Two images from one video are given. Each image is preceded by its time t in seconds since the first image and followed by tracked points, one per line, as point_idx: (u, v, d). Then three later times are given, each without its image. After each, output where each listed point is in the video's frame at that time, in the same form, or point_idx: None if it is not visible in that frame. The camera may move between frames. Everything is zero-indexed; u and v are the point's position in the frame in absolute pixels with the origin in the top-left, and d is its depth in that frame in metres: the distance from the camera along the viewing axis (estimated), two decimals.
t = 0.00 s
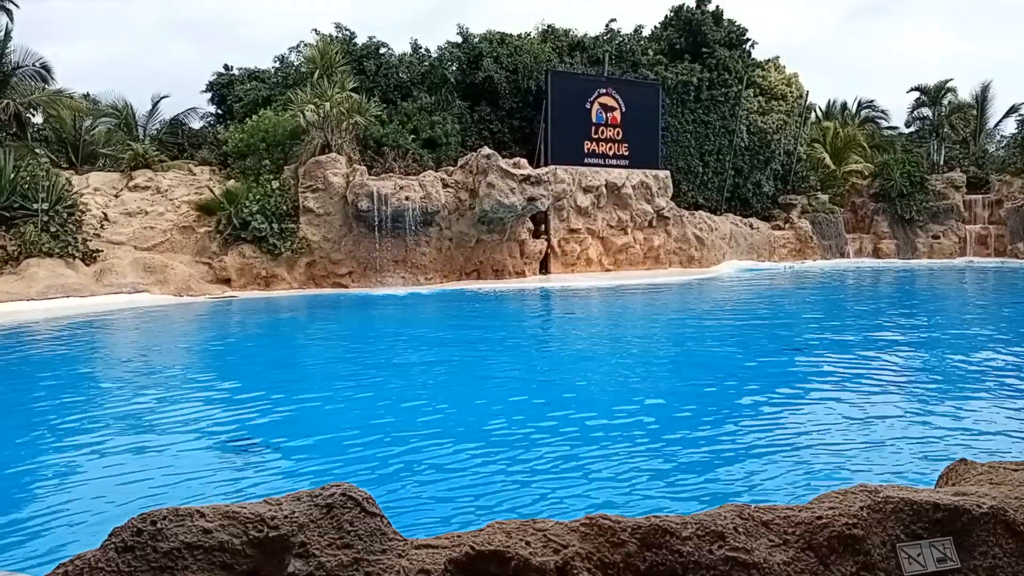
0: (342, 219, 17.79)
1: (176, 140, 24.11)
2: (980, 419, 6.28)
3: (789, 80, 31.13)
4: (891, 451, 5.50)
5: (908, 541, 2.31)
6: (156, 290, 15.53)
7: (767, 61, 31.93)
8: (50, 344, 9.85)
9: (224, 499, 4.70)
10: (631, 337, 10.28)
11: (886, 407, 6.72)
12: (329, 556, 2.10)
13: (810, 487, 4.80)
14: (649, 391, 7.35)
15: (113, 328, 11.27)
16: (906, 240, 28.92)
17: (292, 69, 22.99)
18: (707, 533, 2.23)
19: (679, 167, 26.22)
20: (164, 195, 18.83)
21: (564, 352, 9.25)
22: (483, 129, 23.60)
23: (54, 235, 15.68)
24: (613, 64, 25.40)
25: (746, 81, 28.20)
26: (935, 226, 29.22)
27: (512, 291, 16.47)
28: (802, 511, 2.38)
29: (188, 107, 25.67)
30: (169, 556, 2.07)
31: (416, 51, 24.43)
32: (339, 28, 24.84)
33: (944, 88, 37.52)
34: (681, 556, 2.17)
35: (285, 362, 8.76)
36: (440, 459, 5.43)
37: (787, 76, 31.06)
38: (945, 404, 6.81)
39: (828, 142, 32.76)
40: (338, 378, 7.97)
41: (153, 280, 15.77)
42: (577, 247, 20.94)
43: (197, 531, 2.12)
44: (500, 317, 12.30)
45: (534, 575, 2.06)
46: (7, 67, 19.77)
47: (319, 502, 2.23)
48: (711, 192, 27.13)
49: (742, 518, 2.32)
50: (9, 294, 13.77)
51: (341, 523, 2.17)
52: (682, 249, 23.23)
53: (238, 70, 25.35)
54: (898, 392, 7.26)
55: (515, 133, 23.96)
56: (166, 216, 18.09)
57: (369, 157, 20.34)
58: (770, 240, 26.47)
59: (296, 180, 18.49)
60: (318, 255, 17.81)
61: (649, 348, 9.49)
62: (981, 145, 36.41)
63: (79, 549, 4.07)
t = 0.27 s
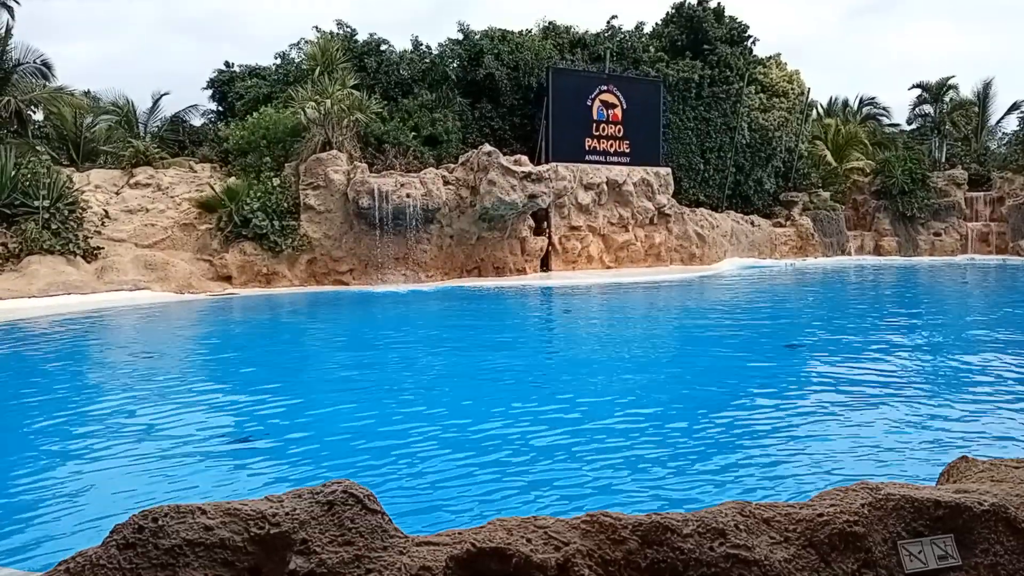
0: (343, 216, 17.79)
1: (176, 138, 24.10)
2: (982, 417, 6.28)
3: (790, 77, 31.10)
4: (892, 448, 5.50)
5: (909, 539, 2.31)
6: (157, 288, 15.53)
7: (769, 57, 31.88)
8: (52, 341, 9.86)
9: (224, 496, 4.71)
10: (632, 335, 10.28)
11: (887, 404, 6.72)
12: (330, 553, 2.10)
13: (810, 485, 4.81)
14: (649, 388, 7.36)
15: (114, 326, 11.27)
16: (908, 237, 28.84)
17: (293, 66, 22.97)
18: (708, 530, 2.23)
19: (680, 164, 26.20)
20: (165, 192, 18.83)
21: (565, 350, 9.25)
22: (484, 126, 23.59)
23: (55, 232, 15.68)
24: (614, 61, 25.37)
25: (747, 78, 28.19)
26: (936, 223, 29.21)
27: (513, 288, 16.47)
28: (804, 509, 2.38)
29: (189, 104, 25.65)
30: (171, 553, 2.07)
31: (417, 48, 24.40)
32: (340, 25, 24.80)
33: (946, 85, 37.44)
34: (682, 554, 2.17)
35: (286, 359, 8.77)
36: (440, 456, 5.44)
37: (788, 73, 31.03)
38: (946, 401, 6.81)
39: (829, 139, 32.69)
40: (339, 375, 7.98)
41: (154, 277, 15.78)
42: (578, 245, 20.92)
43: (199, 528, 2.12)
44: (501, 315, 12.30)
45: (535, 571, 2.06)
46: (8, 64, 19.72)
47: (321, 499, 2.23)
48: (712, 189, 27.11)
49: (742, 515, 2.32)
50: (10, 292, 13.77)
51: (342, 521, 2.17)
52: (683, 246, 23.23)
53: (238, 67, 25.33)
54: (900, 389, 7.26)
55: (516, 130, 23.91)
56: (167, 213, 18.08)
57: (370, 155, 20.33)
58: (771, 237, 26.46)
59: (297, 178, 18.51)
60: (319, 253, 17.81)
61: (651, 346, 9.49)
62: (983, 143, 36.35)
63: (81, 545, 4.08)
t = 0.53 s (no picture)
0: (344, 214, 17.78)
1: (178, 136, 24.11)
2: (982, 415, 6.29)
3: (791, 75, 31.08)
4: (892, 446, 5.50)
5: (910, 537, 2.31)
6: (158, 286, 15.54)
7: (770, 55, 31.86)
8: (53, 340, 9.88)
9: (226, 494, 4.72)
10: (632, 333, 10.28)
11: (888, 402, 6.72)
12: (331, 551, 2.10)
13: (812, 483, 4.81)
14: (650, 386, 7.35)
15: (116, 324, 11.29)
16: (908, 235, 28.89)
17: (294, 65, 22.99)
18: (708, 529, 2.23)
19: (682, 162, 26.19)
20: (166, 190, 18.84)
21: (567, 348, 9.25)
22: (485, 124, 23.59)
23: (56, 230, 15.70)
24: (615, 59, 25.37)
25: (748, 76, 28.18)
26: (938, 222, 29.18)
27: (514, 287, 16.46)
28: (805, 507, 2.38)
29: (189, 103, 25.64)
30: (173, 551, 2.08)
31: (418, 47, 24.38)
32: (341, 24, 24.78)
33: (948, 83, 37.41)
34: (682, 553, 2.17)
35: (287, 357, 8.77)
36: (442, 454, 5.44)
37: (789, 71, 31.01)
38: (947, 400, 6.81)
39: (831, 137, 32.62)
40: (340, 373, 7.99)
41: (155, 275, 15.78)
42: (579, 243, 20.91)
43: (200, 526, 2.12)
44: (502, 313, 12.30)
45: (536, 569, 2.06)
46: (8, 62, 19.55)
47: (322, 497, 2.23)
48: (713, 187, 27.09)
49: (743, 513, 2.32)
50: (12, 290, 13.79)
51: (343, 518, 2.17)
52: (684, 244, 23.23)
53: (239, 65, 25.32)
54: (901, 388, 7.25)
55: (517, 128, 23.89)
56: (168, 211, 18.09)
57: (370, 153, 20.34)
58: (772, 236, 26.45)
59: (298, 176, 18.53)
60: (320, 251, 17.83)
61: (652, 344, 9.49)
62: (984, 141, 36.32)
63: (83, 543, 4.10)
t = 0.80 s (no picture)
0: (344, 215, 17.78)
1: (178, 137, 24.13)
2: (983, 415, 6.28)
3: (791, 75, 31.10)
4: (892, 446, 5.51)
5: (911, 538, 2.31)
6: (159, 287, 15.54)
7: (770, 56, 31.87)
8: (52, 341, 9.87)
9: (224, 495, 4.72)
10: (633, 334, 10.28)
11: (888, 403, 6.72)
12: (332, 552, 2.10)
13: (812, 484, 4.80)
14: (650, 387, 7.35)
15: (115, 324, 11.29)
16: (908, 235, 28.88)
17: (294, 66, 23.02)
18: (709, 529, 2.23)
19: (682, 163, 26.19)
20: (167, 191, 18.85)
21: (567, 349, 9.25)
22: (485, 125, 23.60)
23: (56, 231, 15.70)
24: (615, 60, 25.39)
25: (748, 76, 28.19)
26: (938, 222, 29.16)
27: (514, 287, 16.46)
28: (806, 507, 2.37)
29: (189, 104, 25.65)
30: (173, 552, 2.08)
31: (418, 48, 24.38)
32: (341, 25, 24.78)
33: (948, 84, 37.42)
34: (683, 553, 2.17)
35: (287, 358, 8.77)
36: (441, 455, 5.44)
37: (789, 72, 31.03)
38: (948, 400, 6.80)
39: (831, 138, 32.61)
40: (340, 374, 7.99)
41: (156, 276, 15.78)
42: (579, 244, 20.91)
43: (200, 527, 2.12)
44: (502, 314, 12.30)
45: (537, 570, 2.05)
46: (9, 63, 19.58)
47: (322, 498, 2.23)
48: (713, 188, 27.09)
49: (744, 514, 2.32)
50: (12, 291, 13.78)
51: (343, 519, 2.17)
52: (685, 245, 23.23)
53: (239, 67, 25.33)
54: (901, 388, 7.25)
55: (517, 129, 23.90)
56: (169, 212, 18.09)
57: (371, 154, 20.35)
58: (772, 236, 26.45)
59: (298, 177, 18.56)
60: (321, 252, 17.85)
61: (652, 345, 9.49)
62: (984, 141, 36.33)
63: (82, 544, 4.10)
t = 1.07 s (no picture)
0: (344, 214, 17.77)
1: (178, 136, 24.13)
2: (983, 415, 6.29)
3: (792, 75, 31.11)
4: (892, 446, 5.51)
5: (911, 537, 2.31)
6: (159, 286, 15.53)
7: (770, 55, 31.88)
8: (52, 340, 9.87)
9: (225, 494, 4.72)
10: (632, 333, 10.28)
11: (888, 402, 6.72)
12: (331, 551, 2.10)
13: (810, 482, 4.80)
14: (650, 386, 7.35)
15: (114, 324, 11.29)
16: (908, 235, 28.90)
17: (293, 65, 23.02)
18: (708, 528, 2.23)
19: (682, 162, 26.20)
20: (166, 190, 18.85)
21: (566, 348, 9.26)
22: (485, 125, 23.62)
23: (56, 231, 15.70)
24: (615, 59, 25.39)
25: (748, 76, 28.20)
26: (937, 222, 29.15)
27: (513, 287, 16.47)
28: (805, 507, 2.38)
29: (189, 103, 25.65)
30: (172, 551, 2.08)
31: (418, 47, 24.38)
32: (341, 24, 24.77)
33: (948, 83, 37.43)
34: (682, 552, 2.17)
35: (287, 357, 8.77)
36: (441, 454, 5.44)
37: (790, 71, 31.04)
38: (947, 400, 6.80)
39: (830, 138, 32.59)
40: (339, 373, 8.00)
41: (155, 275, 15.78)
42: (579, 243, 20.91)
43: (199, 526, 2.12)
44: (502, 313, 12.30)
45: (536, 569, 2.06)
46: (9, 62, 19.53)
47: (322, 496, 2.23)
48: (713, 188, 27.09)
49: (744, 513, 2.32)
50: (11, 290, 13.77)
51: (343, 518, 2.17)
52: (685, 244, 23.24)
53: (239, 66, 25.32)
54: (902, 388, 7.25)
55: (517, 128, 23.91)
56: (168, 212, 18.10)
57: (370, 153, 20.34)
58: (772, 236, 26.44)
59: (298, 176, 18.57)
60: (320, 252, 17.85)
61: (652, 344, 9.48)
62: (984, 141, 36.35)
63: (83, 543, 4.09)
